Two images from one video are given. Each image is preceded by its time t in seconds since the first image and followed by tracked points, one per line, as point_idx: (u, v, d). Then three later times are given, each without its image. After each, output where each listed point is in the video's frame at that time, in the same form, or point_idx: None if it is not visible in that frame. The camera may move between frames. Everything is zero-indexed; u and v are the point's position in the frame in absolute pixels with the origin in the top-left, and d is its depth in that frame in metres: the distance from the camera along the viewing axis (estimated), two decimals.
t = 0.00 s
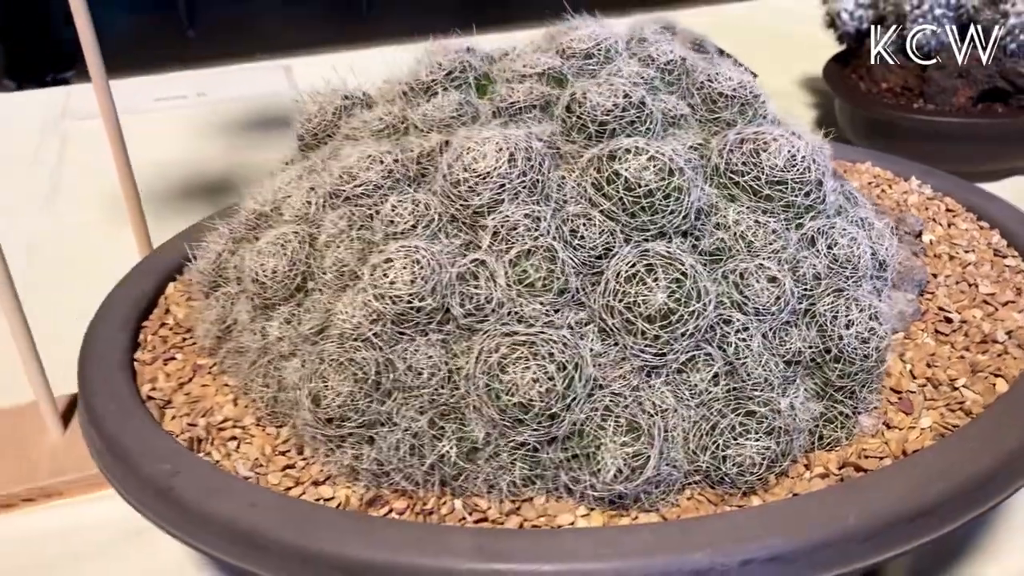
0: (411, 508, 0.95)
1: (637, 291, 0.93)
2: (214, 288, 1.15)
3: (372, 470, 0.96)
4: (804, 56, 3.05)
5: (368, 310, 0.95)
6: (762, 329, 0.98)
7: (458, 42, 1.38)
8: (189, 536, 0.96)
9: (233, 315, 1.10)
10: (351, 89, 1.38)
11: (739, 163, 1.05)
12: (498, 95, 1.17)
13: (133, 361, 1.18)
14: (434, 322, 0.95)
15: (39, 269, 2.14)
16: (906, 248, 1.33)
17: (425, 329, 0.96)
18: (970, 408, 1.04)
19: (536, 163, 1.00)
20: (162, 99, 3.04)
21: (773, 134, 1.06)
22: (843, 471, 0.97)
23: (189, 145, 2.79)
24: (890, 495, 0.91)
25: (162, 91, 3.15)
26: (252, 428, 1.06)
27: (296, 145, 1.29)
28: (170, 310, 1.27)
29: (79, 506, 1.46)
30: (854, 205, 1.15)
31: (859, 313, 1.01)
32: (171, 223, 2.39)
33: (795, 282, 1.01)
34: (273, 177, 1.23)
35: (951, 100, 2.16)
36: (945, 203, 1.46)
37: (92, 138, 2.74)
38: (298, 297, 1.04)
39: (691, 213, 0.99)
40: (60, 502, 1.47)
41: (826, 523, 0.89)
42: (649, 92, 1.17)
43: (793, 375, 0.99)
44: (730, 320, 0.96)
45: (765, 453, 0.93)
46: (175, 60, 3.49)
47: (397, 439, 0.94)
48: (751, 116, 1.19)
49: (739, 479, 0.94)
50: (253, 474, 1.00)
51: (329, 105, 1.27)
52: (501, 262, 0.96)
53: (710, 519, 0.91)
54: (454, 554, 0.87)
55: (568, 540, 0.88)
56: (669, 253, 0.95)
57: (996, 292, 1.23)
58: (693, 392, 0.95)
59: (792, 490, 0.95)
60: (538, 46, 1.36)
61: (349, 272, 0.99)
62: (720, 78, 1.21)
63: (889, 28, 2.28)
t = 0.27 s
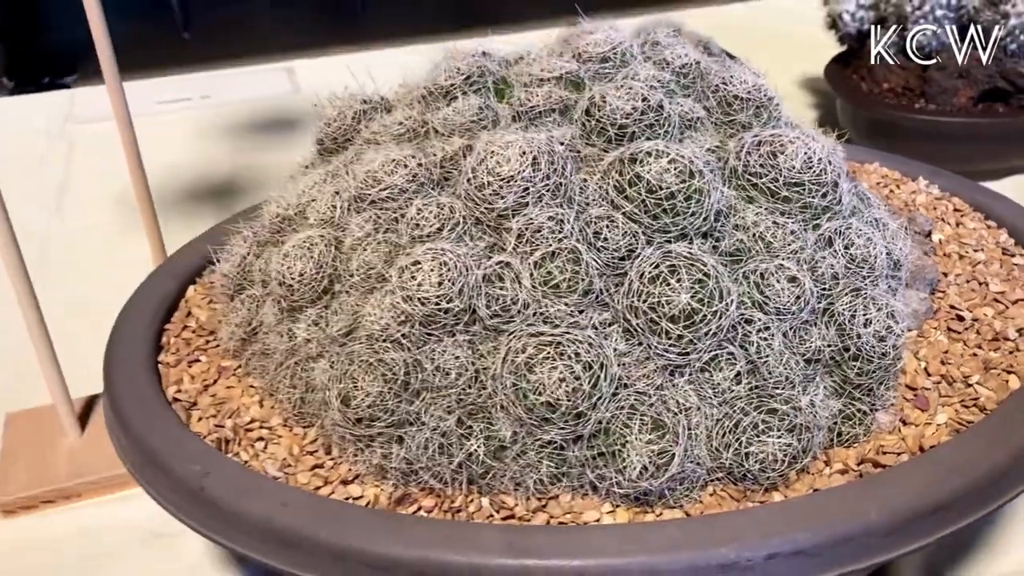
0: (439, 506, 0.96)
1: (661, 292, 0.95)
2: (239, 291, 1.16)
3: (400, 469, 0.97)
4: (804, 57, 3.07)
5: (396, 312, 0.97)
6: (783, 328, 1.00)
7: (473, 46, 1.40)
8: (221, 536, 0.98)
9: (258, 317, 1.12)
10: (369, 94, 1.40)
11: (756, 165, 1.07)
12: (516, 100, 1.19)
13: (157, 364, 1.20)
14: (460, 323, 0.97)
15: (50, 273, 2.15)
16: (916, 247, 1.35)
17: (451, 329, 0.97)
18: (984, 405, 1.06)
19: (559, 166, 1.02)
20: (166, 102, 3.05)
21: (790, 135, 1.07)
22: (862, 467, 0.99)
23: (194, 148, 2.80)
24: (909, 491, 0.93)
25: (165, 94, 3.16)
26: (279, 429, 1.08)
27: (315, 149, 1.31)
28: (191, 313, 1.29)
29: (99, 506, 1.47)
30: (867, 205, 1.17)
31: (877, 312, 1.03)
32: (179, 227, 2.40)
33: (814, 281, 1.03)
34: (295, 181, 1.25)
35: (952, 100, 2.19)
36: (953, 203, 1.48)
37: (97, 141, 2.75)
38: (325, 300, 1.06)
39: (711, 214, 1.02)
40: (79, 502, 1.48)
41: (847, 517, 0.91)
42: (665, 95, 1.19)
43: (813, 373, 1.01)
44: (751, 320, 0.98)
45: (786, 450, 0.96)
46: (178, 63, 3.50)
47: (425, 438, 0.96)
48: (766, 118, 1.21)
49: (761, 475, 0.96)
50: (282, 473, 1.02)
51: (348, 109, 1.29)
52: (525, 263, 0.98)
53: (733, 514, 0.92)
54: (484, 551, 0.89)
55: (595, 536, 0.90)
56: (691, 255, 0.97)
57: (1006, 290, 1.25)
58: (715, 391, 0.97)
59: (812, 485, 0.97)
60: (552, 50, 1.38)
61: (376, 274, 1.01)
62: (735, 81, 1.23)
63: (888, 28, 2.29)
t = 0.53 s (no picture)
0: (453, 502, 0.97)
1: (674, 289, 0.96)
2: (251, 289, 1.17)
3: (414, 466, 0.98)
4: (806, 54, 3.08)
5: (410, 309, 0.97)
6: (795, 325, 1.00)
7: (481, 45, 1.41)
8: (237, 533, 0.99)
9: (271, 316, 1.12)
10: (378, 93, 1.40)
11: (767, 163, 1.08)
12: (526, 99, 1.19)
13: (169, 362, 1.20)
14: (474, 321, 0.98)
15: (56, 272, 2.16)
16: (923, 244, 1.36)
17: (465, 327, 0.98)
18: (993, 400, 1.07)
19: (570, 165, 1.03)
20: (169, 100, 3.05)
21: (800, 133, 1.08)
22: (873, 462, 1.00)
23: (197, 146, 2.80)
24: (919, 487, 0.94)
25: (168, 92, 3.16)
26: (292, 426, 1.09)
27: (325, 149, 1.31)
28: (202, 312, 1.29)
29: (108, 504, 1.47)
30: (876, 202, 1.18)
31: (886, 309, 1.04)
32: (183, 226, 2.41)
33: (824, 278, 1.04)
34: (306, 179, 1.25)
35: (954, 97, 2.19)
36: (959, 200, 1.49)
37: (101, 140, 2.75)
38: (338, 298, 1.06)
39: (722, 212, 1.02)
40: (88, 499, 1.48)
41: (859, 512, 0.91)
42: (675, 93, 1.20)
43: (824, 370, 1.02)
44: (763, 317, 0.99)
45: (799, 446, 0.96)
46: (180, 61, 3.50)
47: (439, 435, 0.96)
48: (775, 116, 1.22)
49: (773, 471, 0.96)
50: (296, 470, 1.02)
51: (358, 108, 1.30)
52: (538, 261, 0.99)
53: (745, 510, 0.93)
54: (499, 548, 0.90)
55: (608, 532, 0.90)
56: (703, 252, 0.98)
57: (1013, 287, 1.26)
58: (727, 388, 0.98)
59: (824, 481, 0.98)
60: (560, 48, 1.39)
61: (389, 272, 1.01)
62: (744, 79, 1.24)
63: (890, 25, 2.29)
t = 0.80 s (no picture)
0: (450, 511, 0.96)
1: (674, 296, 0.94)
2: (247, 293, 1.16)
3: (411, 474, 0.97)
4: (808, 51, 3.06)
5: (407, 315, 0.96)
6: (796, 331, 0.99)
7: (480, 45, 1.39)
8: (232, 541, 0.98)
9: (266, 321, 1.11)
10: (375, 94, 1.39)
11: (768, 166, 1.06)
12: (525, 100, 1.18)
13: (165, 367, 1.19)
14: (471, 328, 0.97)
15: (54, 272, 2.15)
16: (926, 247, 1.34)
17: (462, 333, 0.97)
18: (996, 407, 1.06)
19: (570, 169, 1.02)
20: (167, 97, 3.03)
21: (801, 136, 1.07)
22: (874, 470, 0.99)
23: (196, 144, 2.78)
24: (921, 495, 0.92)
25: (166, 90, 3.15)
26: (288, 432, 1.07)
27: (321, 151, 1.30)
28: (198, 315, 1.28)
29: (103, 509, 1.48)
30: (878, 204, 1.16)
31: (890, 314, 1.02)
32: (181, 225, 2.39)
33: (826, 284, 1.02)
34: (303, 182, 1.24)
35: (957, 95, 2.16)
36: (962, 201, 1.47)
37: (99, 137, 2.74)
38: (334, 303, 1.05)
39: (722, 216, 1.01)
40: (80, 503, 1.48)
41: (862, 521, 0.90)
42: (675, 95, 1.18)
43: (826, 376, 1.00)
44: (764, 324, 0.97)
45: (800, 454, 0.95)
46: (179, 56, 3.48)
47: (436, 443, 0.95)
48: (777, 118, 1.20)
49: (774, 479, 0.95)
50: (292, 478, 1.01)
51: (355, 109, 1.28)
52: (536, 267, 0.97)
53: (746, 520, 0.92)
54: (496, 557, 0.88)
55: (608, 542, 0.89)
56: (703, 258, 0.97)
57: (1017, 291, 1.24)
58: (728, 395, 0.97)
59: (825, 489, 0.97)
60: (559, 49, 1.37)
61: (386, 278, 1.00)
62: (746, 80, 1.22)
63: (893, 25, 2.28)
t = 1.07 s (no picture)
0: (436, 538, 0.93)
1: (668, 317, 0.91)
2: (230, 308, 1.13)
3: (395, 500, 0.94)
4: (811, 49, 3.02)
5: (391, 336, 0.93)
6: (795, 353, 0.96)
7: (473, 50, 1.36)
8: (211, 568, 0.94)
9: (250, 337, 1.08)
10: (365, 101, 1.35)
11: (767, 180, 1.03)
12: (517, 110, 1.14)
13: (147, 382, 1.16)
14: (458, 349, 0.93)
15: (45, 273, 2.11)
16: (930, 259, 1.31)
17: (449, 355, 0.93)
18: (1002, 429, 1.02)
19: (561, 184, 0.98)
20: (162, 95, 3.00)
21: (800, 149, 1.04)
22: (874, 496, 0.96)
23: (191, 142, 2.75)
24: (924, 524, 0.89)
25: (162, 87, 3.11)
26: (271, 453, 1.05)
27: (309, 160, 1.27)
28: (183, 328, 1.25)
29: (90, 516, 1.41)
30: (880, 219, 1.13)
31: (892, 336, 0.99)
32: (175, 225, 2.36)
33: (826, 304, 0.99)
34: (290, 192, 1.21)
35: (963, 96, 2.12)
36: (967, 211, 1.44)
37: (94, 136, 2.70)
38: (319, 321, 1.02)
39: (719, 233, 0.97)
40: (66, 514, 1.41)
41: (865, 550, 0.87)
42: (672, 104, 1.15)
43: (825, 400, 0.97)
44: (761, 346, 0.94)
45: (797, 482, 0.92)
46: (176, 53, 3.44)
47: (421, 469, 0.92)
48: (777, 128, 1.17)
49: (770, 507, 0.92)
50: (274, 502, 0.98)
51: (343, 117, 1.25)
52: (525, 286, 0.94)
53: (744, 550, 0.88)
54: None
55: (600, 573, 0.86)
56: (699, 277, 0.94)
57: None
58: (723, 420, 0.93)
59: (823, 517, 0.94)
60: (554, 55, 1.34)
61: (371, 296, 0.97)
62: (745, 88, 1.18)
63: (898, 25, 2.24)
